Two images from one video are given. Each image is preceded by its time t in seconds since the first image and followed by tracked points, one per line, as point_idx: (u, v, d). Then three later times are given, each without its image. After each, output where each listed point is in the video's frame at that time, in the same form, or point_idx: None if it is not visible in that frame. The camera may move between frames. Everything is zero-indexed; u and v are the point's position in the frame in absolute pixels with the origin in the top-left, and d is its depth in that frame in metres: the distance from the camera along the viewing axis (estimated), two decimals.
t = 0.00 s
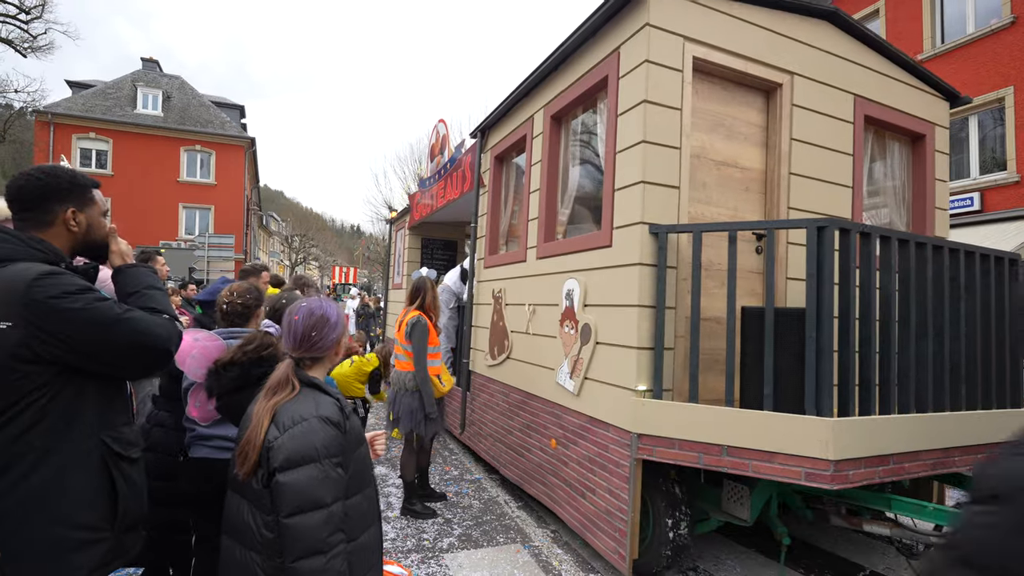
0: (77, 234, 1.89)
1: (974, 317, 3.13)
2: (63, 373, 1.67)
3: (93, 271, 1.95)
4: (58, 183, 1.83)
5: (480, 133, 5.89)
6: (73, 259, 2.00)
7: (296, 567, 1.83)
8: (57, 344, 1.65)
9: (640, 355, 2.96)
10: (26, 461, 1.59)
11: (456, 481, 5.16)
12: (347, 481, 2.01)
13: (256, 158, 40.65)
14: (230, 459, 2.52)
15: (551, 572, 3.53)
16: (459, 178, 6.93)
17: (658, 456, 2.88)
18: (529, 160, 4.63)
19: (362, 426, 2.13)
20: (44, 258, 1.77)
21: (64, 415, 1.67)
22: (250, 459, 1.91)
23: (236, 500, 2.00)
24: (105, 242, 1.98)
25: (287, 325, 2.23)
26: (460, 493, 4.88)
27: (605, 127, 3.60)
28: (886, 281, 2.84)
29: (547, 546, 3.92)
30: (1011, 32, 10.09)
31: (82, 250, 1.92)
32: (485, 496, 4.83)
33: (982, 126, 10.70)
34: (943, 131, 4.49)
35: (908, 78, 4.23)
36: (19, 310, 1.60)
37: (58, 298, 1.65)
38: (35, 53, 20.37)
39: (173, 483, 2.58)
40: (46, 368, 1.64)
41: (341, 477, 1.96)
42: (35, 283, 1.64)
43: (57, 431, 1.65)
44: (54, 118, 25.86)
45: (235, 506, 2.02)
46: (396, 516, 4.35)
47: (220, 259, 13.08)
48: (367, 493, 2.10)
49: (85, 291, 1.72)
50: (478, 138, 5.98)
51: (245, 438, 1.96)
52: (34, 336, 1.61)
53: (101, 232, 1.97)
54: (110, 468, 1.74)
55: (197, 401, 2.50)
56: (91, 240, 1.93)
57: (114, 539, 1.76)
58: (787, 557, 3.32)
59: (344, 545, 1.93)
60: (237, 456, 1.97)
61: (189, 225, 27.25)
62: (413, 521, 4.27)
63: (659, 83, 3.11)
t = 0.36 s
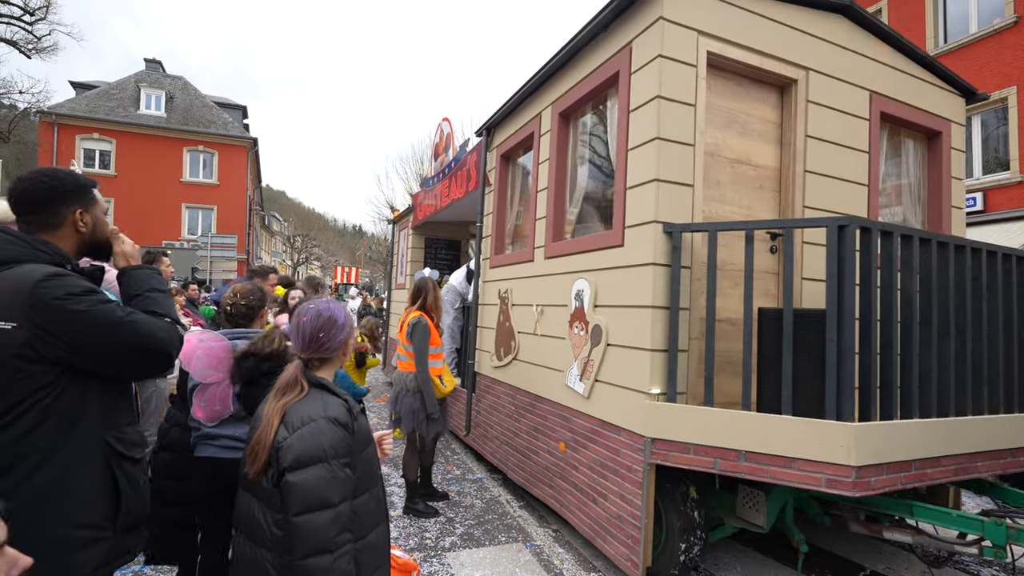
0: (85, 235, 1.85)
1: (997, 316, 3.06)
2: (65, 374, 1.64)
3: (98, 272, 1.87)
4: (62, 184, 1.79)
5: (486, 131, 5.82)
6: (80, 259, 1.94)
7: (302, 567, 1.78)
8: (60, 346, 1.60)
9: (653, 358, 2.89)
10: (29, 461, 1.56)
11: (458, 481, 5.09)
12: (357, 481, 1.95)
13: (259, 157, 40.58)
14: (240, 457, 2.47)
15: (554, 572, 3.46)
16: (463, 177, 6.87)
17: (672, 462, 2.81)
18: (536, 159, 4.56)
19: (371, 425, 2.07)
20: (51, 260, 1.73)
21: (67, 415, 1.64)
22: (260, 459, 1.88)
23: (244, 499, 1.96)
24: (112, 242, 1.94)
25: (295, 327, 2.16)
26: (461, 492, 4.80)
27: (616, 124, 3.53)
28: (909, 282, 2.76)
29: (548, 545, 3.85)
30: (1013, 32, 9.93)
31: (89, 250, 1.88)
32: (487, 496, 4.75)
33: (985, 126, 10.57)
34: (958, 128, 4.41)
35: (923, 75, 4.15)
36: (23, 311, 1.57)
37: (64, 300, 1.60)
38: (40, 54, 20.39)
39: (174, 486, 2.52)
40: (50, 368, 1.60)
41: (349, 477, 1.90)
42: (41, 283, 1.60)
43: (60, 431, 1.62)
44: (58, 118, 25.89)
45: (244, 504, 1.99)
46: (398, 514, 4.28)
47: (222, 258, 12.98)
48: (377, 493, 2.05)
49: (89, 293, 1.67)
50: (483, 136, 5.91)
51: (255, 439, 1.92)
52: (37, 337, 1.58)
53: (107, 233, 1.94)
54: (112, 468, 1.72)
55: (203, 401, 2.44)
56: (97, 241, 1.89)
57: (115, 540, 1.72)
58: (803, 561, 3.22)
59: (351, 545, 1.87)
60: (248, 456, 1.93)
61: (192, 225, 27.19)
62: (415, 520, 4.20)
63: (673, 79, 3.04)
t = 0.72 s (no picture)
0: (84, 234, 1.80)
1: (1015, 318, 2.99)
2: (62, 373, 1.57)
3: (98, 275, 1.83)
4: (58, 184, 1.73)
5: (489, 129, 5.74)
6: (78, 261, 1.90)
7: (295, 568, 1.72)
8: (56, 346, 1.54)
9: (664, 359, 2.81)
10: (24, 460, 1.50)
11: (457, 480, 5.02)
12: (355, 483, 1.88)
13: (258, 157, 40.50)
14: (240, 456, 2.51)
15: (552, 571, 3.40)
16: (466, 176, 6.78)
17: (682, 466, 2.73)
18: (541, 157, 4.48)
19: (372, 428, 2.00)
20: (50, 261, 1.67)
21: (64, 414, 1.57)
22: (260, 456, 1.82)
23: (242, 497, 1.91)
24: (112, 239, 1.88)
25: (300, 328, 2.10)
26: (460, 492, 4.73)
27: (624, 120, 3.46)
28: (927, 282, 2.68)
29: (546, 544, 3.79)
30: (1013, 33, 9.78)
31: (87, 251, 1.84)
32: (485, 495, 4.68)
33: (985, 126, 10.47)
34: (970, 126, 4.34)
35: (936, 71, 4.07)
36: (20, 311, 1.51)
37: (61, 300, 1.54)
38: (42, 55, 20.35)
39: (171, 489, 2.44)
40: (46, 368, 1.54)
41: (348, 480, 1.83)
42: (39, 283, 1.54)
43: (56, 430, 1.55)
44: (58, 119, 25.85)
45: (243, 502, 1.94)
46: (398, 514, 4.19)
47: (222, 258, 12.90)
48: (376, 496, 1.98)
49: (86, 294, 1.61)
50: (486, 134, 5.84)
51: (256, 437, 1.87)
52: (33, 337, 1.52)
53: (105, 233, 1.88)
54: (108, 469, 1.65)
55: (202, 403, 2.49)
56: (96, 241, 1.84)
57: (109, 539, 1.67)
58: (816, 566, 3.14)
59: (346, 547, 1.80)
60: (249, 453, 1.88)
61: (192, 225, 27.08)
62: (415, 520, 4.12)
63: (684, 73, 2.96)
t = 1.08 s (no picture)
0: (71, 234, 1.76)
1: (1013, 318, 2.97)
2: (46, 374, 1.56)
3: (86, 276, 1.81)
4: (38, 185, 1.68)
5: (483, 126, 5.67)
6: (68, 262, 1.87)
7: (279, 566, 1.65)
8: (38, 346, 1.53)
9: (663, 361, 2.77)
10: (9, 458, 1.50)
11: (446, 479, 4.96)
12: (344, 483, 1.82)
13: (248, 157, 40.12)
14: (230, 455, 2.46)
15: (540, 569, 3.36)
16: (460, 175, 6.71)
17: (681, 470, 2.68)
18: (536, 155, 4.42)
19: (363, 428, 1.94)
20: (37, 262, 1.65)
21: (49, 413, 1.56)
22: (249, 454, 1.75)
23: (229, 494, 1.85)
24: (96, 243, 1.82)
25: (294, 328, 2.03)
26: (449, 492, 4.66)
27: (621, 119, 3.42)
28: (928, 283, 2.66)
29: (534, 542, 3.75)
30: (997, 37, 9.76)
31: (75, 251, 1.80)
32: (474, 494, 4.62)
33: (973, 128, 10.43)
34: (966, 127, 4.34)
35: (933, 71, 4.06)
36: (4, 311, 1.49)
37: (46, 302, 1.52)
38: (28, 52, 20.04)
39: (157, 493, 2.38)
40: (31, 368, 1.53)
41: (336, 479, 1.77)
42: (25, 284, 1.52)
43: (42, 429, 1.55)
44: (44, 117, 25.49)
45: (228, 499, 1.87)
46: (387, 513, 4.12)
47: (211, 259, 12.68)
48: (365, 495, 1.92)
49: (73, 294, 1.59)
50: (480, 132, 5.78)
51: (246, 435, 1.79)
52: (18, 338, 1.51)
53: (92, 231, 1.84)
54: (91, 469, 1.63)
55: (195, 402, 2.43)
56: (84, 241, 1.80)
57: (88, 542, 1.63)
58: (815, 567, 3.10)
59: (332, 545, 1.73)
60: (239, 449, 1.81)
61: (181, 225, 26.74)
62: (403, 519, 4.05)
63: (684, 70, 2.92)
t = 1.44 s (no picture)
0: (50, 233, 1.71)
1: (1010, 318, 2.97)
2: (29, 374, 1.54)
3: (69, 276, 1.76)
4: (14, 184, 1.63)
5: (475, 124, 5.60)
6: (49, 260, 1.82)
7: (275, 566, 1.59)
8: (22, 346, 1.50)
9: (663, 363, 2.71)
10: None
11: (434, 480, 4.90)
12: (336, 477, 1.76)
13: (233, 155, 39.57)
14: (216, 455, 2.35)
15: (527, 568, 3.32)
16: (451, 173, 6.61)
17: (683, 474, 2.63)
18: (530, 153, 4.36)
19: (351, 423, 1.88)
20: (19, 262, 1.60)
21: (32, 414, 1.54)
22: (237, 455, 1.66)
23: (215, 498, 1.75)
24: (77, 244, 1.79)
25: (275, 328, 1.92)
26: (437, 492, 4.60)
27: (618, 116, 3.37)
28: (931, 283, 2.62)
29: (522, 541, 3.71)
30: (972, 46, 9.35)
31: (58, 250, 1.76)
32: (462, 494, 4.57)
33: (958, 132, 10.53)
34: (959, 128, 4.35)
35: (927, 72, 4.06)
36: None
37: (29, 301, 1.51)
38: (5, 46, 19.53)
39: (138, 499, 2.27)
40: (13, 369, 1.51)
41: (328, 474, 1.71)
42: (6, 284, 1.50)
43: (24, 431, 1.52)
44: (22, 113, 24.94)
45: (213, 501, 1.78)
46: (376, 514, 4.03)
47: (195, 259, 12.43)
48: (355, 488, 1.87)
49: (55, 294, 1.58)
50: (472, 130, 5.71)
51: (231, 436, 1.70)
52: None
53: (71, 230, 1.80)
54: (75, 472, 1.60)
55: (176, 404, 2.35)
56: (64, 240, 1.76)
57: (73, 546, 1.59)
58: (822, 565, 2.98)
59: (329, 538, 1.68)
60: (223, 451, 1.71)
61: (164, 224, 26.28)
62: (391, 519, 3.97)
63: (684, 67, 2.87)
